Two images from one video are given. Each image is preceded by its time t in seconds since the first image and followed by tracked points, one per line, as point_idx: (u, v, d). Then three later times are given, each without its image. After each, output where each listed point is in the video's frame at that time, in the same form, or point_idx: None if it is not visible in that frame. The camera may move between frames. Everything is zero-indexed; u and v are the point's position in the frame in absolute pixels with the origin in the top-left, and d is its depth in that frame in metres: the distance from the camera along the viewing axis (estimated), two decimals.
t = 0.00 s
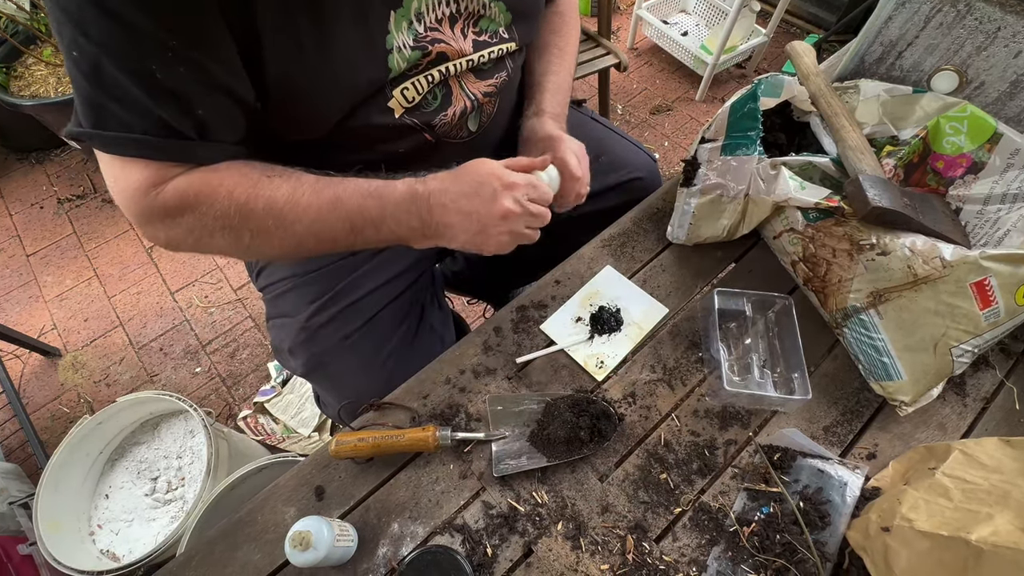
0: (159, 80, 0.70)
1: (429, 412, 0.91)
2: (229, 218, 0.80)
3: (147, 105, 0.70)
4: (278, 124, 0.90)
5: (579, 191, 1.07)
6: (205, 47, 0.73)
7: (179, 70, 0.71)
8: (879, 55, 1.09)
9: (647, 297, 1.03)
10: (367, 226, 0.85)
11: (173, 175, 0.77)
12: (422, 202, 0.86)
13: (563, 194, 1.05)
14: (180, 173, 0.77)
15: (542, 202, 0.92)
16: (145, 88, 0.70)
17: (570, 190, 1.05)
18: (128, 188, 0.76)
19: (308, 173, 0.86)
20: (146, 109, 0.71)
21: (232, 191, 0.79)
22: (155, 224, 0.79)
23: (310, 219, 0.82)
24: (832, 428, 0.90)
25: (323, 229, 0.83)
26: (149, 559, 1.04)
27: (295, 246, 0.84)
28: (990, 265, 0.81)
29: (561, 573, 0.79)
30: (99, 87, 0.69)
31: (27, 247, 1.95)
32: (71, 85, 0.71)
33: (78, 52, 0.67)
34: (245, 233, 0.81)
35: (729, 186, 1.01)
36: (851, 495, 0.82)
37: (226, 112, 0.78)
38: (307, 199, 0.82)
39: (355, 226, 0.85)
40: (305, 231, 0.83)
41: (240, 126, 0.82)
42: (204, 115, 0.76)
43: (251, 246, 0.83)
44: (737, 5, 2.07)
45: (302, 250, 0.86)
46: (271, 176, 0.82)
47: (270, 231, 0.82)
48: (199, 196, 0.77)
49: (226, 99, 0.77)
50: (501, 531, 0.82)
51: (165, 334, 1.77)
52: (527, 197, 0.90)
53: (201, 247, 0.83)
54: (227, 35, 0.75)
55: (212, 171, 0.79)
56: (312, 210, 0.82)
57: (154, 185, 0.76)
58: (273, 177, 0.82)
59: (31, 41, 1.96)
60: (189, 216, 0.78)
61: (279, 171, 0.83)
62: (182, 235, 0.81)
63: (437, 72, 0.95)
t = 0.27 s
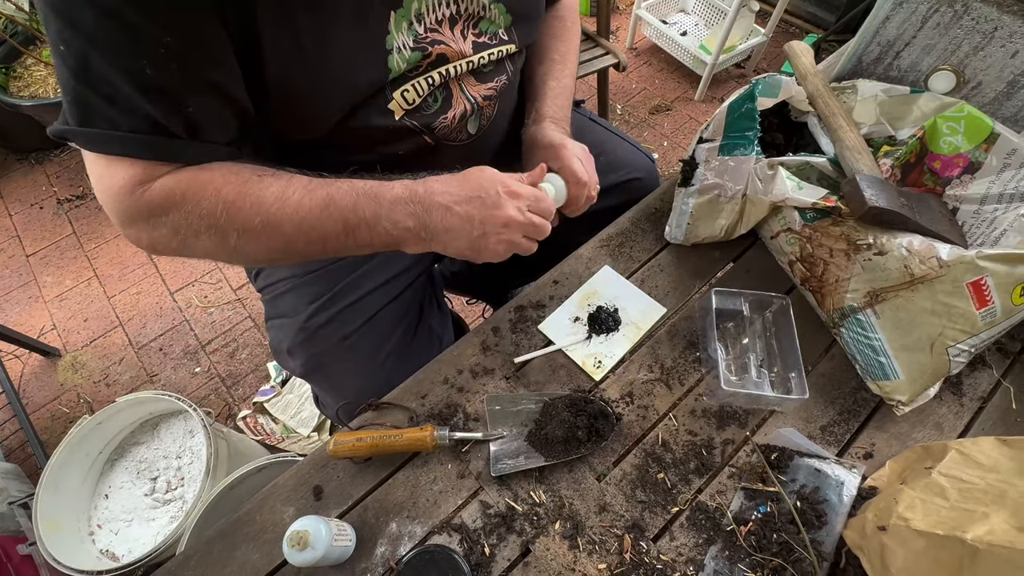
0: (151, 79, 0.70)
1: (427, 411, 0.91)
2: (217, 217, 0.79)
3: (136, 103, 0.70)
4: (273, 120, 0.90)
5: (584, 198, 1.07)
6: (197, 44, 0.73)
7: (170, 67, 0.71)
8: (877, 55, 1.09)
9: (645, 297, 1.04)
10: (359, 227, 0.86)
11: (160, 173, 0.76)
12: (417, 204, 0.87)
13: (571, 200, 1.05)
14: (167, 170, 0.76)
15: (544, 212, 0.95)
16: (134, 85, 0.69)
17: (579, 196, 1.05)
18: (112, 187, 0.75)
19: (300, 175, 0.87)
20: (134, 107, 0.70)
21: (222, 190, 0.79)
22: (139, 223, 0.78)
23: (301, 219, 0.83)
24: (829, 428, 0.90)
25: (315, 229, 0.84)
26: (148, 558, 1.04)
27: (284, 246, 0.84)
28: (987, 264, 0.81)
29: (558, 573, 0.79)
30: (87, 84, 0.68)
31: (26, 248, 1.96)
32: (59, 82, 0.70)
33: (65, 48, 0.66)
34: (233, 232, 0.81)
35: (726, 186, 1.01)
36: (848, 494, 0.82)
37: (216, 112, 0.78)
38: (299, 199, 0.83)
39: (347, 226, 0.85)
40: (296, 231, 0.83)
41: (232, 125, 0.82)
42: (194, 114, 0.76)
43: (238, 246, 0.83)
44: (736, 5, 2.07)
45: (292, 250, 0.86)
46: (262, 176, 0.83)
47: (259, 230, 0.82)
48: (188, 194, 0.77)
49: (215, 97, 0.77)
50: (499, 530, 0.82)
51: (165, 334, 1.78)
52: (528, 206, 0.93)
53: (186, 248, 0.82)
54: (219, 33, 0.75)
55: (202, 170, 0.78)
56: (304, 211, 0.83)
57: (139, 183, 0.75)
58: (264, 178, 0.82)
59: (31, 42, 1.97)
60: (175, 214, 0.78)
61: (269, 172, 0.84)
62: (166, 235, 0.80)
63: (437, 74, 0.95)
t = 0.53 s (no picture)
0: (158, 75, 0.70)
1: (425, 411, 0.91)
2: (238, 211, 0.81)
3: (146, 99, 0.70)
4: (275, 118, 0.89)
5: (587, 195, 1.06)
6: (204, 40, 0.72)
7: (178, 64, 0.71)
8: (875, 54, 1.10)
9: (644, 296, 1.04)
10: (373, 219, 0.87)
11: (182, 170, 0.77)
12: (427, 197, 0.89)
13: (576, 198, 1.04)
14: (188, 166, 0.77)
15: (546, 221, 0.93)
16: (144, 82, 0.69)
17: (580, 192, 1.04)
18: (133, 183, 0.75)
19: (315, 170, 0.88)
20: (145, 104, 0.70)
21: (244, 185, 0.80)
22: (159, 217, 0.79)
23: (318, 212, 0.84)
24: (827, 427, 0.90)
25: (331, 222, 0.85)
26: (147, 558, 1.04)
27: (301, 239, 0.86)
28: (984, 263, 0.81)
29: (556, 572, 0.79)
30: (97, 80, 0.68)
31: (26, 248, 1.96)
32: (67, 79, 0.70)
33: (74, 45, 0.66)
34: (253, 225, 0.82)
35: (724, 186, 1.01)
36: (846, 493, 0.82)
37: (223, 107, 0.78)
38: (316, 192, 0.84)
39: (361, 218, 0.86)
40: (313, 223, 0.84)
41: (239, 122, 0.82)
42: (202, 110, 0.76)
43: (258, 238, 0.84)
44: (735, 5, 2.08)
45: (308, 243, 0.87)
46: (279, 171, 0.84)
47: (278, 223, 0.83)
48: (210, 190, 0.78)
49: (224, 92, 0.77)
50: (497, 530, 0.82)
51: (164, 334, 1.78)
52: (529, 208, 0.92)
53: (205, 240, 0.83)
54: (224, 29, 0.74)
55: (223, 167, 0.79)
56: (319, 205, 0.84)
57: (163, 180, 0.75)
58: (282, 172, 0.84)
59: (30, 42, 1.97)
60: (196, 210, 0.78)
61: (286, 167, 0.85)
62: (186, 229, 0.80)
63: (438, 74, 0.95)
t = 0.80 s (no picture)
0: (175, 69, 0.70)
1: (425, 410, 0.91)
2: (258, 212, 0.81)
3: (166, 94, 0.70)
4: (282, 115, 0.89)
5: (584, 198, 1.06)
6: (217, 35, 0.72)
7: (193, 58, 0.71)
8: (876, 52, 1.10)
9: (644, 295, 1.03)
10: (386, 226, 0.85)
11: (207, 170, 0.78)
12: (439, 205, 0.85)
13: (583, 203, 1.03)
14: (213, 163, 0.79)
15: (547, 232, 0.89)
16: (164, 77, 0.70)
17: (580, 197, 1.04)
18: (164, 181, 0.78)
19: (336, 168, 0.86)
20: (166, 100, 0.71)
21: (261, 187, 0.80)
22: (190, 211, 0.81)
23: (333, 216, 0.83)
24: (829, 427, 0.90)
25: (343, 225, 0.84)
26: (147, 559, 1.04)
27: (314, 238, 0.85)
28: (987, 262, 0.81)
29: (557, 573, 0.78)
30: (120, 75, 0.68)
31: (25, 248, 1.95)
32: (85, 75, 0.70)
33: (94, 41, 0.66)
34: (273, 225, 0.83)
35: (726, 184, 1.01)
36: (848, 493, 0.81)
37: (237, 102, 0.78)
38: (331, 196, 0.82)
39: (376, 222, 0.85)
40: (327, 226, 0.84)
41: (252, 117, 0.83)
42: (215, 106, 0.76)
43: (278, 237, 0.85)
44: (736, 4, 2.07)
45: (324, 241, 0.86)
46: (297, 172, 0.83)
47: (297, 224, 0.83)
48: (231, 191, 0.79)
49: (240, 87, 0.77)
50: (498, 530, 0.82)
51: (163, 334, 1.77)
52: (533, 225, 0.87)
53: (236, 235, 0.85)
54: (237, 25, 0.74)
55: (245, 167, 0.80)
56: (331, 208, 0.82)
57: (189, 178, 0.78)
58: (299, 173, 0.83)
59: (29, 42, 1.96)
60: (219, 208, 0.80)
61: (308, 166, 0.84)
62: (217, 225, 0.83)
63: (439, 71, 0.94)
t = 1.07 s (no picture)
0: (165, 75, 0.71)
1: (425, 410, 0.92)
2: (244, 216, 0.83)
3: (157, 100, 0.71)
4: (279, 116, 0.90)
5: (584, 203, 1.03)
6: (208, 41, 0.73)
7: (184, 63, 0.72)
8: (874, 53, 1.10)
9: (643, 295, 1.04)
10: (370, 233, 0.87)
11: (193, 173, 0.80)
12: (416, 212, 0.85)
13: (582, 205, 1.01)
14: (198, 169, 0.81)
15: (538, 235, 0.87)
16: (155, 82, 0.71)
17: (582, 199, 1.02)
18: (149, 181, 0.80)
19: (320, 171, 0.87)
20: (157, 105, 0.72)
21: (247, 195, 0.82)
22: (174, 213, 0.83)
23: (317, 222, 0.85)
24: (826, 426, 0.90)
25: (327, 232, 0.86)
26: (148, 558, 1.04)
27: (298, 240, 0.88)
28: (984, 262, 0.81)
29: (556, 572, 0.79)
30: (110, 81, 0.69)
31: (26, 248, 1.96)
32: (79, 79, 0.71)
33: (85, 47, 0.68)
34: (258, 228, 0.85)
35: (723, 185, 1.01)
36: (845, 492, 0.81)
37: (228, 107, 0.79)
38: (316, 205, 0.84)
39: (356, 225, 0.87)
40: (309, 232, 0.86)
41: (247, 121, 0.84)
42: (206, 110, 0.77)
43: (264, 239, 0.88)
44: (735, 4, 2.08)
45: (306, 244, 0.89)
46: (282, 178, 0.84)
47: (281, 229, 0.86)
48: (214, 196, 0.81)
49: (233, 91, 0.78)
50: (497, 529, 0.82)
51: (164, 334, 1.78)
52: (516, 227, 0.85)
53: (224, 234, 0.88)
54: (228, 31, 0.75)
55: (230, 172, 0.82)
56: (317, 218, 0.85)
57: (174, 180, 0.80)
58: (284, 180, 0.84)
59: (30, 43, 1.97)
60: (203, 210, 0.82)
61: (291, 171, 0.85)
62: (204, 226, 0.85)
63: (436, 72, 0.95)
